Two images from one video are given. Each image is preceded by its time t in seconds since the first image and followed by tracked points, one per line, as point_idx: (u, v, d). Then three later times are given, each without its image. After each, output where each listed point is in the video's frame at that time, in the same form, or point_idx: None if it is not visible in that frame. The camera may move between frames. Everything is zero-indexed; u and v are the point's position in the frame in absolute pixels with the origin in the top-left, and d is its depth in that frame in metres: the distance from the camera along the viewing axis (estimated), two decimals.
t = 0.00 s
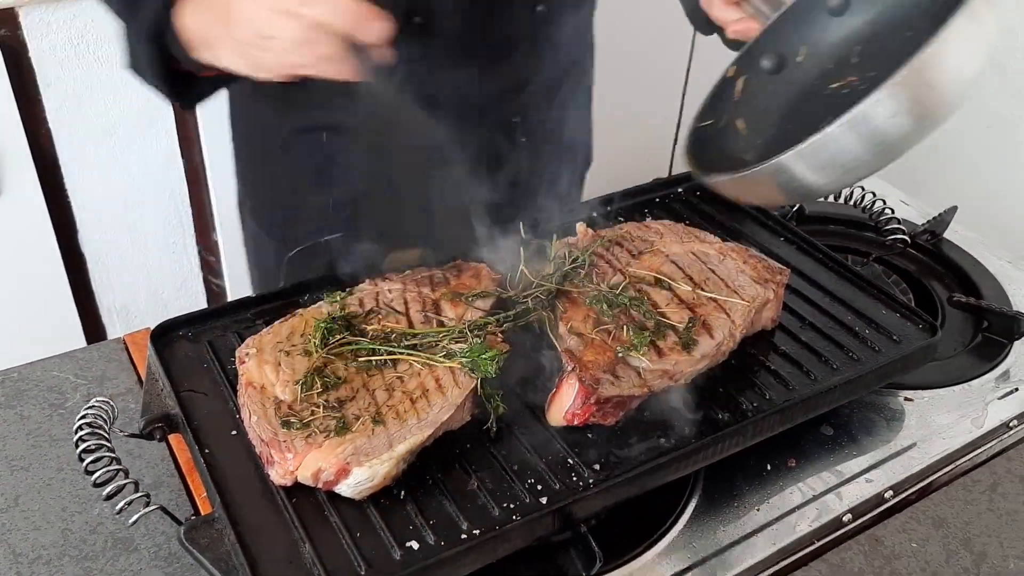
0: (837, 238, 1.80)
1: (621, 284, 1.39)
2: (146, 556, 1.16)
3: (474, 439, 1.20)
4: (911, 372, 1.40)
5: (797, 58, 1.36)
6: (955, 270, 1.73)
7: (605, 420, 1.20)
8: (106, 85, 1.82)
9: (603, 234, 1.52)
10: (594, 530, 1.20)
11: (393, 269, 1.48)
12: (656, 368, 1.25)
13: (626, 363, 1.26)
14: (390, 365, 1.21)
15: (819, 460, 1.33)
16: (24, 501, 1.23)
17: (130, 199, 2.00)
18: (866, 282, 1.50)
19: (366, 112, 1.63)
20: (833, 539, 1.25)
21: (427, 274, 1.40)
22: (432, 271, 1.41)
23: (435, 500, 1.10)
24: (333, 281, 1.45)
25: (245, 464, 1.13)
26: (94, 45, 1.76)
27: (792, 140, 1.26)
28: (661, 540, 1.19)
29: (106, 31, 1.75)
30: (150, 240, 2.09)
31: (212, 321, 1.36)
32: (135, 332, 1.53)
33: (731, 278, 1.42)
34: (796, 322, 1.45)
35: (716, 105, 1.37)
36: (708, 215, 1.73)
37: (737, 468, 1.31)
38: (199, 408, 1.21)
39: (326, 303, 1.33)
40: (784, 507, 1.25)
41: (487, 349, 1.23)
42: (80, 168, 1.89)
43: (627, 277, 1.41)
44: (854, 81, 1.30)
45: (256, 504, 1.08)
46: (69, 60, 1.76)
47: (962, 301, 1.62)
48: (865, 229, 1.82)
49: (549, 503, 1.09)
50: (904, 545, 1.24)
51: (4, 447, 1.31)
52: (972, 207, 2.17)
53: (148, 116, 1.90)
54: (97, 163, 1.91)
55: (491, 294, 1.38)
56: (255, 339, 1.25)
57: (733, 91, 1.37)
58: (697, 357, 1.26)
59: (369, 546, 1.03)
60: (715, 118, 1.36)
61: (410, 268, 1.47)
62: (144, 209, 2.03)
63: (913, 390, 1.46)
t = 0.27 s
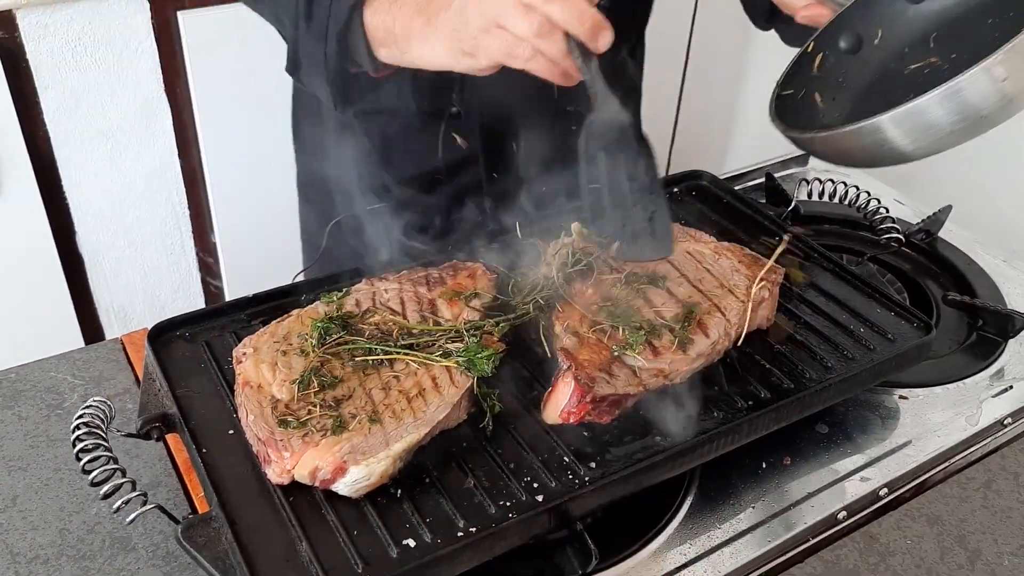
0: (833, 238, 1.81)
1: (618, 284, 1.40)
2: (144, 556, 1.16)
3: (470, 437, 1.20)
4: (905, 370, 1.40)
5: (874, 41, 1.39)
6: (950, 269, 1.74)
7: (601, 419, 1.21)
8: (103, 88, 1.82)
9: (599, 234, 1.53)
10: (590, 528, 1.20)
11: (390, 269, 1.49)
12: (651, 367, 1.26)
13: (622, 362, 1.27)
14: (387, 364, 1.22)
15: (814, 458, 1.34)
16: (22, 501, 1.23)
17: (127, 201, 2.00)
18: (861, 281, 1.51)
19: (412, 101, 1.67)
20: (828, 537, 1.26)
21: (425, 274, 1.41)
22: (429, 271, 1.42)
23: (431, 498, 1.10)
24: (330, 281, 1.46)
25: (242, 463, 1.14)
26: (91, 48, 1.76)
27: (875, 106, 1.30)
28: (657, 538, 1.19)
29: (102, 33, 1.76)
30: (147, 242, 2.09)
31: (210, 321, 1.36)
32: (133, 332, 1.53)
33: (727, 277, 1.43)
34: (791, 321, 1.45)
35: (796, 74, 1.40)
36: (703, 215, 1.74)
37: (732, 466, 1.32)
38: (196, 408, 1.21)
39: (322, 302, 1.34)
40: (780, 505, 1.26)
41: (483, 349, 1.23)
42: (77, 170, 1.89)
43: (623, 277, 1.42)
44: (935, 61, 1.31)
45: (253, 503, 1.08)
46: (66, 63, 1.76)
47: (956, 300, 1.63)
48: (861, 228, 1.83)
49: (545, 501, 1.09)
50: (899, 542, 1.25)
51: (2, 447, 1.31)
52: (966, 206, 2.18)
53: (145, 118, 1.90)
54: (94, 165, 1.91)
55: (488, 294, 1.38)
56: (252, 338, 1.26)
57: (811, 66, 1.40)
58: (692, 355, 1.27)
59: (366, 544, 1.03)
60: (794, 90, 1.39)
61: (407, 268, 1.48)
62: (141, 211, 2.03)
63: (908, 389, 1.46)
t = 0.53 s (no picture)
0: (829, 239, 1.82)
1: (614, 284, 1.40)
2: (141, 558, 1.16)
3: (467, 438, 1.20)
4: (901, 370, 1.41)
5: (849, 37, 1.40)
6: (946, 269, 1.74)
7: (597, 419, 1.21)
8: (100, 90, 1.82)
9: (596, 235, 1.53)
10: (587, 529, 1.21)
11: (387, 270, 1.49)
12: (648, 368, 1.26)
13: (619, 363, 1.27)
14: (384, 366, 1.22)
15: (809, 458, 1.34)
16: (19, 503, 1.23)
17: (124, 204, 2.00)
18: (857, 282, 1.51)
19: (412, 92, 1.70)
20: (824, 536, 1.26)
21: (421, 275, 1.41)
22: (426, 272, 1.42)
23: (428, 499, 1.11)
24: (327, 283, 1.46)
25: (240, 465, 1.14)
26: (88, 50, 1.77)
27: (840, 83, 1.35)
28: (654, 538, 1.19)
29: (98, 36, 1.76)
30: (145, 244, 2.09)
31: (207, 323, 1.36)
32: (129, 334, 1.53)
33: (723, 278, 1.43)
34: (786, 321, 1.46)
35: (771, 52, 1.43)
36: (699, 216, 1.74)
37: (729, 467, 1.32)
38: (194, 410, 1.21)
39: (319, 304, 1.34)
40: (777, 505, 1.26)
41: (480, 350, 1.23)
42: (74, 172, 1.89)
43: (620, 278, 1.42)
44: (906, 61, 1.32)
45: (251, 505, 1.08)
46: (63, 65, 1.77)
47: (952, 300, 1.64)
48: (856, 229, 1.84)
49: (542, 502, 1.09)
50: (895, 541, 1.25)
51: None
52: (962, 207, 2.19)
53: (142, 119, 1.91)
54: (91, 167, 1.91)
55: (485, 295, 1.38)
56: (249, 340, 1.26)
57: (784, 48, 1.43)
58: (688, 356, 1.27)
59: (363, 545, 1.04)
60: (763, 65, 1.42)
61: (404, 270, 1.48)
62: (139, 213, 2.03)
63: (904, 389, 1.47)
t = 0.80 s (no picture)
0: (827, 240, 1.82)
1: (613, 285, 1.40)
2: (141, 560, 1.16)
3: (466, 440, 1.20)
4: (900, 371, 1.41)
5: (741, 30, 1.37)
6: (944, 270, 1.74)
7: (595, 420, 1.22)
8: (99, 92, 1.83)
9: (594, 236, 1.53)
10: (586, 530, 1.21)
11: (386, 272, 1.50)
12: (646, 369, 1.26)
13: (617, 364, 1.26)
14: (383, 368, 1.22)
15: (808, 459, 1.35)
16: (18, 505, 1.23)
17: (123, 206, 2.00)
18: (855, 283, 1.51)
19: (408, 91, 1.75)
20: (823, 537, 1.26)
21: (420, 277, 1.41)
22: (425, 274, 1.42)
23: (427, 501, 1.11)
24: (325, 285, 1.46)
25: (239, 467, 1.14)
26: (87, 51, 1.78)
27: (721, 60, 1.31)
28: (653, 540, 1.19)
29: (98, 37, 1.78)
30: (144, 245, 2.09)
31: (207, 325, 1.36)
32: (129, 336, 1.53)
33: (722, 279, 1.43)
34: (785, 322, 1.46)
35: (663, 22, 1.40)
36: (697, 216, 1.74)
37: (728, 468, 1.32)
38: (193, 412, 1.21)
39: (318, 306, 1.34)
40: (776, 506, 1.26)
41: (478, 352, 1.23)
42: (74, 174, 1.90)
43: (618, 279, 1.42)
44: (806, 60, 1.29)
45: (250, 507, 1.08)
46: (61, 67, 1.77)
47: (950, 301, 1.64)
48: (855, 230, 1.84)
49: (541, 504, 1.09)
50: (894, 542, 1.25)
51: None
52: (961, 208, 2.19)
53: (141, 121, 1.92)
54: (90, 169, 1.91)
55: (483, 297, 1.38)
56: (248, 342, 1.26)
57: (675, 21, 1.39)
58: (687, 357, 1.27)
59: (362, 547, 1.04)
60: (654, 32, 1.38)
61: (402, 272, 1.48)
62: (138, 215, 2.03)
63: (903, 390, 1.47)
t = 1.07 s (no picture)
0: (828, 238, 1.81)
1: (613, 284, 1.40)
2: (141, 559, 1.16)
3: (467, 439, 1.20)
4: (901, 370, 1.40)
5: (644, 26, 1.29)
6: (945, 269, 1.74)
7: (596, 419, 1.21)
8: (99, 91, 1.83)
9: (594, 235, 1.53)
10: (587, 529, 1.21)
11: (387, 272, 1.49)
12: (647, 368, 1.25)
13: (618, 363, 1.26)
14: (383, 367, 1.21)
15: (808, 458, 1.34)
16: (18, 505, 1.23)
17: (123, 206, 2.00)
18: (857, 282, 1.51)
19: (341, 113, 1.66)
20: (825, 536, 1.26)
21: (419, 276, 1.40)
22: (425, 273, 1.41)
23: (428, 501, 1.10)
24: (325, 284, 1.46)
25: (239, 467, 1.14)
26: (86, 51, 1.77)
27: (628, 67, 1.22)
28: (654, 539, 1.19)
29: (97, 37, 1.77)
30: (144, 245, 2.09)
31: (209, 326, 1.36)
32: (129, 336, 1.53)
33: (723, 278, 1.42)
34: (786, 321, 1.46)
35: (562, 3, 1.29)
36: (698, 215, 1.74)
37: (729, 467, 1.32)
38: (192, 412, 1.21)
39: (318, 305, 1.33)
40: (777, 505, 1.26)
41: (479, 351, 1.23)
42: (74, 174, 1.90)
43: (618, 278, 1.42)
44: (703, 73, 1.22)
45: (250, 507, 1.08)
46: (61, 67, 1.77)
47: (952, 300, 1.63)
48: (856, 229, 1.83)
49: (541, 503, 1.09)
50: (895, 542, 1.25)
51: None
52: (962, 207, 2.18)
53: (141, 121, 1.91)
54: (89, 169, 1.91)
55: (484, 296, 1.38)
56: (248, 342, 1.25)
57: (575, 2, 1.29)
58: (688, 356, 1.27)
59: (363, 546, 1.03)
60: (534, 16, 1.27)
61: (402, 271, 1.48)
62: (138, 215, 2.03)
63: (904, 389, 1.46)
